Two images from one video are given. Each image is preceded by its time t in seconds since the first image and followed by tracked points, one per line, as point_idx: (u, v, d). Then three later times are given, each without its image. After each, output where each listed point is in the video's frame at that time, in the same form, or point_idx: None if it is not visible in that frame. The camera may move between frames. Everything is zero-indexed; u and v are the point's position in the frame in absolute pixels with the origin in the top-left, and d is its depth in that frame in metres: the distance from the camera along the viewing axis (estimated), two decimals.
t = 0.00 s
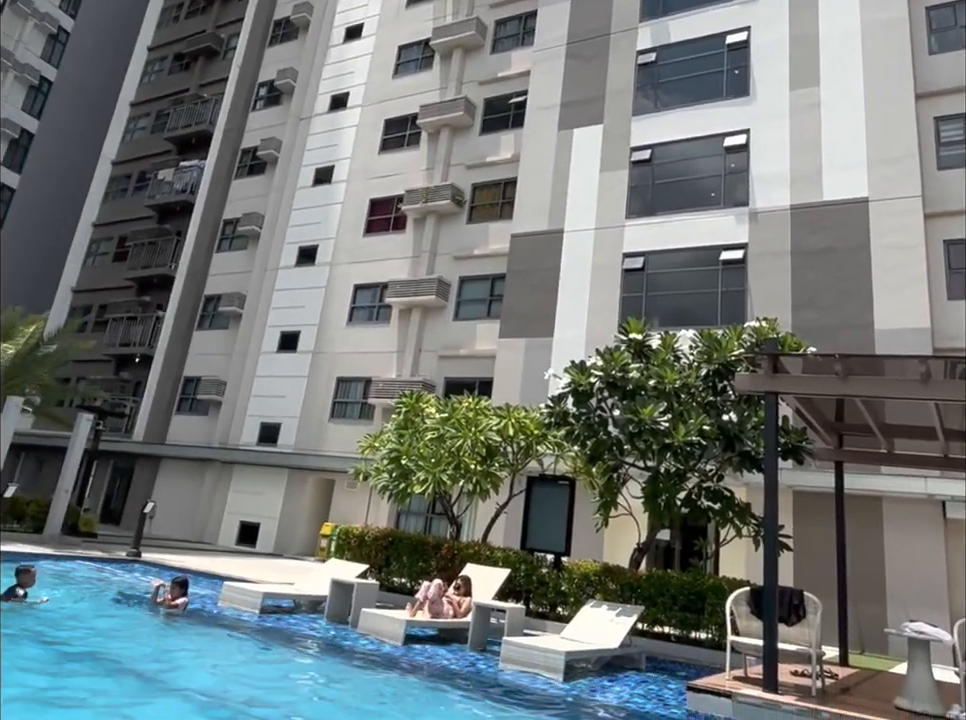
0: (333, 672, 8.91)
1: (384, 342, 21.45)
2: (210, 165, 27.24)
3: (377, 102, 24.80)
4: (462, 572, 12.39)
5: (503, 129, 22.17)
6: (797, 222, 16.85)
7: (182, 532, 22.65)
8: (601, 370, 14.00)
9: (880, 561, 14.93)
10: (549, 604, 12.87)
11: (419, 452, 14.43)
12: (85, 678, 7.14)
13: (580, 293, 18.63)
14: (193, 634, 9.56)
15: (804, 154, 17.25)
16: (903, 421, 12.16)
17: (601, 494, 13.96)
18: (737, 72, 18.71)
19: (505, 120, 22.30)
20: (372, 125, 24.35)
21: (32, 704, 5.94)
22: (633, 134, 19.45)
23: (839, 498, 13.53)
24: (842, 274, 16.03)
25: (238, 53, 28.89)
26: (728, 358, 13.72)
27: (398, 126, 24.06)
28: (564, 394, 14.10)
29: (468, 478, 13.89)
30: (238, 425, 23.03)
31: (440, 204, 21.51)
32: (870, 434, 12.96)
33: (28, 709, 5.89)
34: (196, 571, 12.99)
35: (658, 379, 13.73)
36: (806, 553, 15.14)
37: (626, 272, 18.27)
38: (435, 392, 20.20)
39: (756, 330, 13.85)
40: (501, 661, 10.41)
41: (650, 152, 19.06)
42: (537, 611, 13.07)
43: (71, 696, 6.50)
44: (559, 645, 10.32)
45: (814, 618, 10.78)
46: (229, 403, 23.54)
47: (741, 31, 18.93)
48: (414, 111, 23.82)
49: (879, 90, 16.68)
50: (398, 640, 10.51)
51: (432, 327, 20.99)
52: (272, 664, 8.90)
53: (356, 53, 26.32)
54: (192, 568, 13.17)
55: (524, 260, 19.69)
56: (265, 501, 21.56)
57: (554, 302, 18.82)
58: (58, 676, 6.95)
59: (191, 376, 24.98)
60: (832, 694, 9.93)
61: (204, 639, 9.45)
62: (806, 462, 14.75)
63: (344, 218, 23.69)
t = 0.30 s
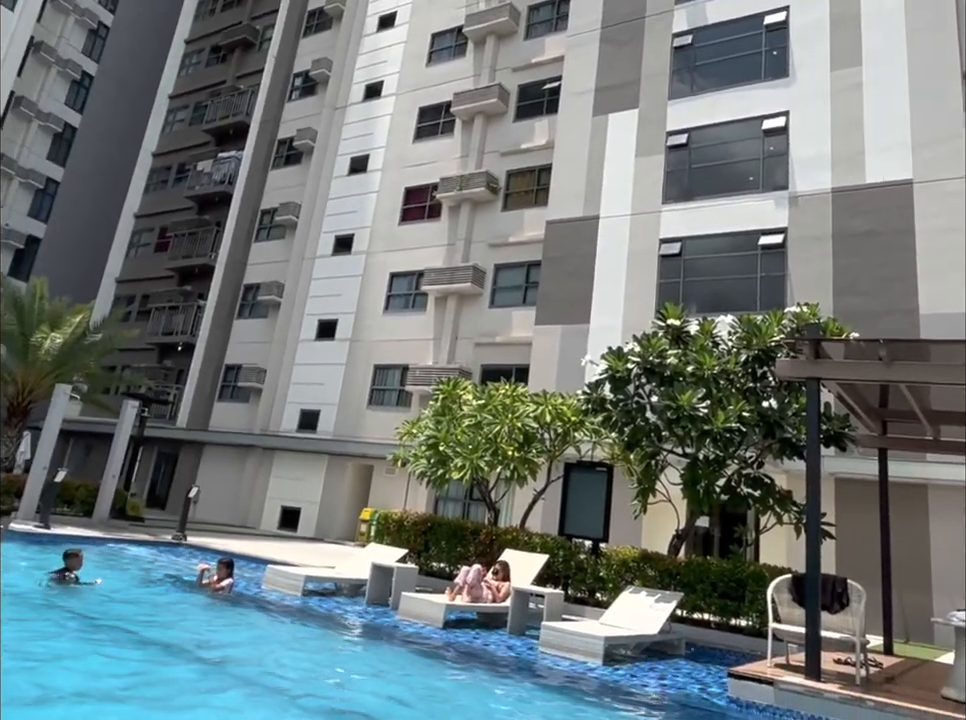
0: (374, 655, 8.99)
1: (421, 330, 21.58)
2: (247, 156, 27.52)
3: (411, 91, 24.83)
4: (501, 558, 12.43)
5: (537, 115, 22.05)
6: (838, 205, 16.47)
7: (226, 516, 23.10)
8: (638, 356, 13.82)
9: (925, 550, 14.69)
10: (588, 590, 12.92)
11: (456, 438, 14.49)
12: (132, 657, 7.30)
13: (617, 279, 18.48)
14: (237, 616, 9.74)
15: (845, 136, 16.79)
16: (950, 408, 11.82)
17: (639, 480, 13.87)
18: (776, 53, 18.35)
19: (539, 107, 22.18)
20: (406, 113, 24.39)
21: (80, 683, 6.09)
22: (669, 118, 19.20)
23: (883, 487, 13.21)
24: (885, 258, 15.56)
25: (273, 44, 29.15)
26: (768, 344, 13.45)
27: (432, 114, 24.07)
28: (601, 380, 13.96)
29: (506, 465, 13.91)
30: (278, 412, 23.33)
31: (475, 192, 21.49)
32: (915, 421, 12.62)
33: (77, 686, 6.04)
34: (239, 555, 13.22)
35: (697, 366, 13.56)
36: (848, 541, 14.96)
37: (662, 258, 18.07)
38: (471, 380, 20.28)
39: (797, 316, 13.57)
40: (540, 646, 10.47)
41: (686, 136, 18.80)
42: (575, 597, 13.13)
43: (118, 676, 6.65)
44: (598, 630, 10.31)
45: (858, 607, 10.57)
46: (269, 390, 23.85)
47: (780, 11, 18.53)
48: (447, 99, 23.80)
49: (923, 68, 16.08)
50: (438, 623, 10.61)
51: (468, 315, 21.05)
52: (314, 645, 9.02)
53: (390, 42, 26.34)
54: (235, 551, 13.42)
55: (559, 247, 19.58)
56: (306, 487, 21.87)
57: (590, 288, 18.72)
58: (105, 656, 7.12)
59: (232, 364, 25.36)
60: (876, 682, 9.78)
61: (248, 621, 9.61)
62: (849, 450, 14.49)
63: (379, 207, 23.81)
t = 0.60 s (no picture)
0: (413, 639, 9.05)
1: (457, 318, 21.62)
2: (283, 148, 27.80)
3: (444, 80, 24.81)
4: (539, 544, 12.44)
5: (571, 102, 21.89)
6: (880, 188, 16.08)
7: (267, 503, 23.47)
8: (676, 343, 13.65)
9: None
10: (627, 577, 12.87)
11: (494, 426, 14.53)
12: (176, 638, 7.45)
13: (653, 265, 18.30)
14: (278, 599, 9.89)
15: (887, 117, 16.41)
16: None
17: (677, 468, 13.74)
18: (815, 34, 17.91)
19: (573, 93, 22.01)
20: (439, 102, 24.38)
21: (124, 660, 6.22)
22: (706, 102, 18.87)
23: (930, 474, 12.90)
24: (930, 241, 15.23)
25: (307, 36, 29.31)
26: (809, 331, 13.17)
27: (465, 103, 24.04)
28: (638, 368, 13.81)
29: (543, 453, 13.89)
30: (317, 400, 23.57)
31: (509, 180, 21.44)
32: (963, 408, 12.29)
33: (121, 664, 6.17)
34: (280, 541, 13.40)
35: (735, 352, 13.37)
36: (892, 530, 14.71)
37: (700, 244, 17.83)
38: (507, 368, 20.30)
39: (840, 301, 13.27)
40: (579, 632, 10.49)
41: (723, 121, 18.46)
42: (614, 584, 13.09)
43: (161, 654, 6.79)
44: (638, 617, 10.27)
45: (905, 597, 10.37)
46: (308, 378, 24.11)
47: None
48: (481, 87, 23.74)
49: None
50: (477, 609, 10.67)
51: (504, 303, 21.05)
52: (353, 629, 9.11)
53: (423, 31, 26.30)
54: (277, 537, 13.61)
55: (595, 234, 19.42)
56: (345, 474, 22.11)
57: (626, 275, 18.56)
58: (150, 636, 7.27)
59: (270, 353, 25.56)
60: (922, 673, 9.62)
61: (289, 604, 9.75)
62: (893, 437, 14.21)
63: (414, 196, 23.81)
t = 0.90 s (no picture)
0: (453, 626, 9.09)
1: (493, 308, 21.64)
2: (319, 140, 28.00)
3: (477, 69, 24.73)
4: (578, 533, 12.41)
5: (606, 89, 21.67)
6: (926, 171, 15.67)
7: (307, 491, 23.79)
8: (714, 331, 13.51)
9: None
10: (666, 566, 12.80)
11: (531, 415, 14.51)
12: (223, 620, 7.59)
13: (690, 252, 18.08)
14: (320, 585, 10.01)
15: (933, 98, 15.99)
16: None
17: (717, 456, 13.57)
18: (856, 13, 17.38)
19: (608, 80, 21.79)
20: (473, 92, 24.33)
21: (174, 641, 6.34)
22: (743, 86, 18.46)
23: None
24: None
25: (340, 28, 29.35)
26: (851, 317, 12.90)
27: (499, 92, 23.94)
28: (676, 356, 13.73)
29: (581, 441, 13.86)
30: (355, 389, 23.77)
31: (544, 168, 21.34)
32: None
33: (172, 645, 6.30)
34: (321, 528, 13.59)
35: (775, 340, 13.19)
36: (940, 518, 14.44)
37: (738, 230, 17.53)
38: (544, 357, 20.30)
39: (883, 287, 12.99)
40: (619, 620, 10.47)
41: (761, 105, 17.99)
42: (654, 573, 13.03)
43: (209, 636, 6.92)
44: (678, 607, 10.17)
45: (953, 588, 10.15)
46: (346, 368, 24.30)
47: None
48: (514, 76, 23.61)
49: None
50: (516, 597, 10.69)
51: (540, 292, 21.01)
52: (394, 615, 9.19)
53: (456, 20, 26.20)
54: (318, 524, 13.80)
55: (631, 221, 19.24)
56: (385, 462, 22.33)
57: (663, 262, 18.37)
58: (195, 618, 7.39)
59: (309, 344, 25.88)
60: None
61: (331, 590, 9.87)
62: (940, 425, 13.87)
63: (449, 186, 23.81)
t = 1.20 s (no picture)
0: (491, 613, 9.13)
1: (530, 298, 21.60)
2: (354, 133, 28.16)
3: (511, 58, 24.63)
4: (617, 522, 12.37)
5: (642, 76, 21.43)
6: None
7: (348, 479, 24.04)
8: (756, 320, 13.26)
9: None
10: (708, 556, 12.68)
11: (569, 404, 14.41)
12: (262, 605, 7.73)
13: (729, 239, 17.82)
14: (361, 572, 10.14)
15: None
16: None
17: (759, 446, 13.37)
18: None
19: (643, 67, 21.55)
20: (507, 81, 24.25)
21: (212, 624, 6.50)
22: (782, 70, 18.07)
23: None
24: None
25: (375, 21, 29.41)
26: (897, 304, 12.54)
27: (533, 81, 23.81)
28: (717, 345, 13.49)
29: (619, 430, 13.77)
30: (393, 380, 23.91)
31: (579, 157, 21.20)
32: None
33: (209, 628, 6.46)
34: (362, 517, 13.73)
35: (819, 328, 12.90)
36: None
37: (779, 217, 17.19)
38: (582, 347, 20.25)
39: (930, 272, 12.63)
40: (661, 609, 10.42)
41: (802, 88, 17.63)
42: (695, 562, 12.94)
43: (248, 620, 7.08)
44: (720, 596, 10.07)
45: None
46: (384, 359, 24.46)
47: None
48: (548, 64, 23.45)
49: None
50: (557, 586, 10.68)
51: (577, 282, 20.91)
52: (432, 603, 9.26)
53: (489, 9, 26.08)
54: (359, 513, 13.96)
55: (668, 209, 19.02)
56: (424, 451, 22.45)
57: (702, 250, 18.13)
58: (239, 605, 7.51)
59: (348, 335, 26.12)
60: None
61: (371, 577, 9.99)
62: None
63: (485, 175, 23.81)
